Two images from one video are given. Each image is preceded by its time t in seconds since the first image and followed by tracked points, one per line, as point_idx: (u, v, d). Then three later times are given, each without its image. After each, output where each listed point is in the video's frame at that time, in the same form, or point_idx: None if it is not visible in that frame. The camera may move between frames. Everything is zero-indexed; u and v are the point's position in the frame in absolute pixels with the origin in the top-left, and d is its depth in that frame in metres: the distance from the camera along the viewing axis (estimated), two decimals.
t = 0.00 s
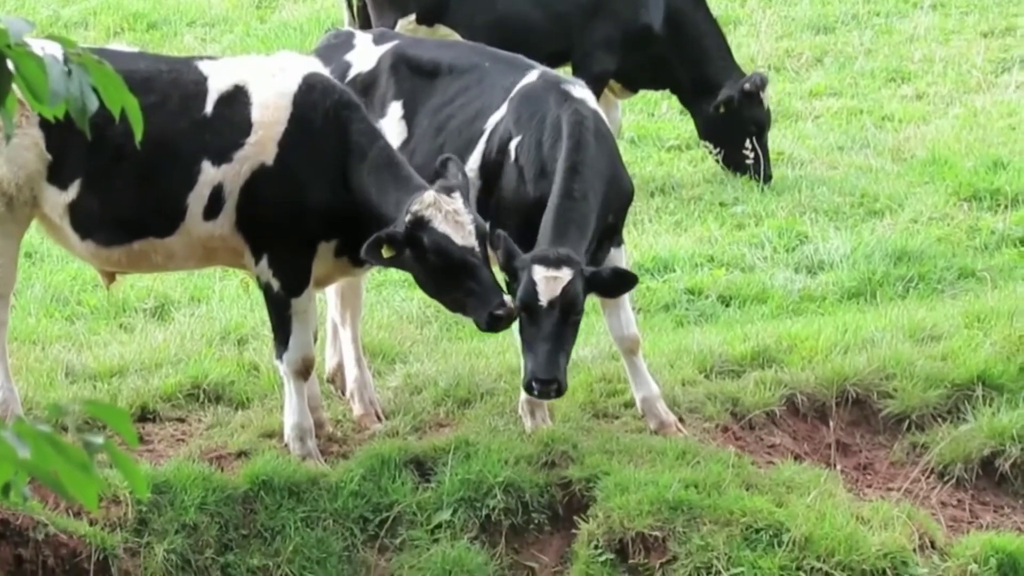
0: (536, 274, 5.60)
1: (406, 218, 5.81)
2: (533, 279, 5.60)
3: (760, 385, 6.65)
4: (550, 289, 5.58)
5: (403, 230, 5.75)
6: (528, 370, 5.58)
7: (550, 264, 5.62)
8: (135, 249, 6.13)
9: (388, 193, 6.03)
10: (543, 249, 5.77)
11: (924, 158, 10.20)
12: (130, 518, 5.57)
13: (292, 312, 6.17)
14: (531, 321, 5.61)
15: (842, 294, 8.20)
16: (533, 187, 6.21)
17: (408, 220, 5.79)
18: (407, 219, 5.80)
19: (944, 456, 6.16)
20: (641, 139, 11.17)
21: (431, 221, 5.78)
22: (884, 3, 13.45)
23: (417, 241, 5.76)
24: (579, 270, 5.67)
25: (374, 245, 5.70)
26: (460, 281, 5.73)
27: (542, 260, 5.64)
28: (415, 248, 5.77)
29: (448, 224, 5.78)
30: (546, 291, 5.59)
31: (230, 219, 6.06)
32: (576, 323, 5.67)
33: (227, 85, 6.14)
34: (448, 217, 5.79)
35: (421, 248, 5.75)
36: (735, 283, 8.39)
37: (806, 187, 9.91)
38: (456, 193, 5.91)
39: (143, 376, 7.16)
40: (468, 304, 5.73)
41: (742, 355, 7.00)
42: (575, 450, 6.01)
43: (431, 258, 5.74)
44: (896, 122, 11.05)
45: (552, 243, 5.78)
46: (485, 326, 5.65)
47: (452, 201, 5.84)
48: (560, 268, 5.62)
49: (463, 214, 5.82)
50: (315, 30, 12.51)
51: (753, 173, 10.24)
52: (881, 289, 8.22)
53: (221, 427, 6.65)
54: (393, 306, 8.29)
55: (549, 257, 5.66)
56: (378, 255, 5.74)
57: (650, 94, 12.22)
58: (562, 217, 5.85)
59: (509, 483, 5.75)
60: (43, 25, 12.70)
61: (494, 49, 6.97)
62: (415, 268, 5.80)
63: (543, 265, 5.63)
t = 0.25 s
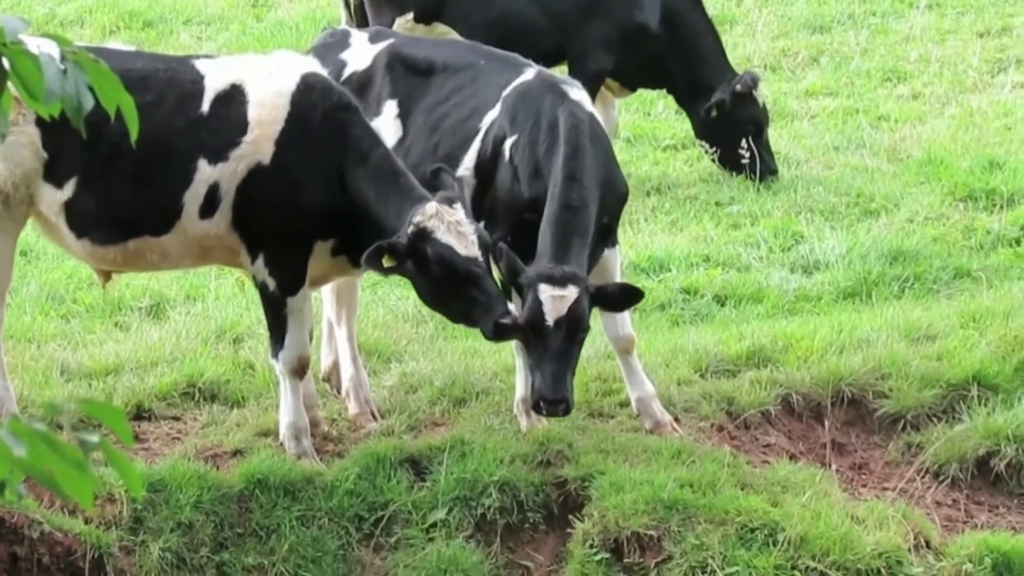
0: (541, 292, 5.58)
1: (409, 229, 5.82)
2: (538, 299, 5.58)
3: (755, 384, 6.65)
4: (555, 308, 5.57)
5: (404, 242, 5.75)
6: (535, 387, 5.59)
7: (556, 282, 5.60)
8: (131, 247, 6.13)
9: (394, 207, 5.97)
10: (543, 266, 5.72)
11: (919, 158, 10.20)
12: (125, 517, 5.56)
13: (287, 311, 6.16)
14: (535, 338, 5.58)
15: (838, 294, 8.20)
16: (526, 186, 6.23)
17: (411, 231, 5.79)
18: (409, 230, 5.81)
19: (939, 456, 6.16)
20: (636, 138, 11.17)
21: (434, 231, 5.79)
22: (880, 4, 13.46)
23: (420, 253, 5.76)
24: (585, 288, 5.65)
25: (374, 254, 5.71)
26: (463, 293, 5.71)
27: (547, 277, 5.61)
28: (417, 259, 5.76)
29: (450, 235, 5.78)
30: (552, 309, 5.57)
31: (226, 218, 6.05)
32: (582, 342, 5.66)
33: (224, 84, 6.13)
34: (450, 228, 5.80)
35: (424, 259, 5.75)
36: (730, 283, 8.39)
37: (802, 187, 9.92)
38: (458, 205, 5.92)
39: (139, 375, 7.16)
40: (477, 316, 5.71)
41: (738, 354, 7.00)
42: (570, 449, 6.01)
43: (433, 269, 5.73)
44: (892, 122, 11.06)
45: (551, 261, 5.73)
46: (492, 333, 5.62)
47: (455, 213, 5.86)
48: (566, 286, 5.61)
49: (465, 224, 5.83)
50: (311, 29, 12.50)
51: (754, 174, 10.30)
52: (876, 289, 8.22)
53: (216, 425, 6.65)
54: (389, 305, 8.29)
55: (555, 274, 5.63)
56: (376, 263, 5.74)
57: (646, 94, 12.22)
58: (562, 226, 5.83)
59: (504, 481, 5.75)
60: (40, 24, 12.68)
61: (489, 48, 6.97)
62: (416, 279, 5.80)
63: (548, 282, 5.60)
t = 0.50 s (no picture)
0: (550, 304, 5.62)
1: (416, 241, 5.84)
2: (548, 312, 5.62)
3: (750, 381, 6.65)
4: (565, 321, 5.61)
5: (409, 252, 5.79)
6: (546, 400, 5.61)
7: (564, 294, 5.65)
8: (126, 244, 6.11)
9: (398, 218, 6.06)
10: (551, 276, 5.77)
11: (914, 155, 10.20)
12: (120, 513, 5.55)
13: (282, 308, 6.15)
14: (545, 350, 5.64)
15: (832, 290, 8.20)
16: (520, 183, 6.19)
17: (418, 242, 5.82)
18: (417, 241, 5.83)
19: (934, 452, 6.16)
20: (631, 135, 11.17)
21: (441, 245, 5.80)
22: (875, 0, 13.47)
23: (425, 265, 5.79)
24: (593, 300, 5.68)
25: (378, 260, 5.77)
26: (466, 306, 5.75)
27: (557, 290, 5.65)
28: (422, 272, 5.80)
29: (456, 251, 5.79)
30: (562, 323, 5.61)
31: (221, 215, 6.03)
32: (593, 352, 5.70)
33: (219, 81, 6.11)
34: (457, 242, 5.81)
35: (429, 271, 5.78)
36: (725, 279, 8.39)
37: (797, 183, 9.92)
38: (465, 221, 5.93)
39: (133, 371, 7.14)
40: (477, 331, 5.73)
41: (732, 351, 7.00)
42: (565, 446, 6.00)
43: (439, 282, 5.77)
44: (886, 118, 11.06)
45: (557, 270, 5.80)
46: (485, 353, 5.68)
47: (462, 228, 5.88)
48: (575, 299, 5.65)
49: (471, 240, 5.84)
50: (306, 25, 12.49)
51: (747, 168, 10.22)
52: (871, 285, 8.22)
53: (211, 422, 6.64)
54: (384, 301, 8.28)
55: (564, 287, 5.68)
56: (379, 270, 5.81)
57: (642, 90, 12.22)
58: (566, 233, 5.85)
59: (498, 478, 5.75)
60: (34, 20, 12.66)
61: (483, 44, 6.96)
62: (417, 289, 5.83)
63: (556, 295, 5.65)
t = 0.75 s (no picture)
0: (557, 306, 5.62)
1: (424, 245, 5.86)
2: (554, 314, 5.62)
3: (746, 379, 6.65)
4: (571, 322, 5.61)
5: (416, 256, 5.83)
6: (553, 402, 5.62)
7: (571, 296, 5.64)
8: (124, 241, 6.10)
9: (403, 223, 6.07)
10: (555, 279, 5.77)
11: (911, 153, 10.21)
12: (117, 510, 5.55)
13: (279, 305, 6.14)
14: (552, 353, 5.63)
15: (829, 288, 8.20)
16: (515, 179, 6.18)
17: (425, 247, 5.84)
18: (425, 246, 5.85)
19: (930, 451, 6.16)
20: (628, 133, 11.17)
21: (448, 251, 5.83)
22: None
23: (432, 270, 5.82)
24: (599, 301, 5.67)
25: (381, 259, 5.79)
26: (472, 311, 5.78)
27: (562, 291, 5.65)
28: (429, 278, 5.83)
29: (463, 256, 5.82)
30: (569, 324, 5.61)
31: (219, 213, 6.02)
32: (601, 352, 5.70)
33: (218, 79, 6.09)
34: (463, 248, 5.84)
35: (437, 276, 5.81)
36: (721, 277, 8.39)
37: (794, 181, 9.92)
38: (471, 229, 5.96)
39: (130, 368, 7.14)
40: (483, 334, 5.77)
41: (729, 349, 7.00)
42: (561, 443, 6.00)
43: (449, 286, 5.80)
44: (883, 117, 11.06)
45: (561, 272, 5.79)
46: (490, 360, 5.74)
47: (468, 234, 5.90)
48: (581, 300, 5.64)
49: (477, 246, 5.86)
50: (302, 22, 12.47)
51: (744, 167, 10.20)
52: (868, 284, 8.23)
53: (207, 418, 6.63)
54: (380, 299, 8.28)
55: (569, 289, 5.67)
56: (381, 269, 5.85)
57: (639, 88, 12.22)
58: (569, 235, 5.85)
59: (495, 476, 5.75)
60: (31, 16, 12.64)
61: (479, 41, 6.97)
62: (422, 293, 5.86)
63: (562, 297, 5.64)
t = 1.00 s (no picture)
0: (564, 312, 5.64)
1: (424, 243, 5.86)
2: (561, 319, 5.65)
3: (743, 376, 6.65)
4: (579, 327, 5.64)
5: (416, 254, 5.85)
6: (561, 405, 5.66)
7: (578, 301, 5.67)
8: (122, 239, 6.08)
9: (405, 222, 6.05)
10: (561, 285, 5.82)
11: (907, 150, 10.21)
12: (113, 506, 5.55)
13: (277, 302, 6.13)
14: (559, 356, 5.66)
15: (825, 285, 8.20)
16: (512, 176, 6.17)
17: (425, 245, 5.84)
18: (425, 244, 5.84)
19: (927, 447, 6.16)
20: (625, 130, 11.18)
21: (448, 247, 5.83)
22: None
23: (434, 268, 5.82)
24: (606, 306, 5.70)
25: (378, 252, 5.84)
26: (474, 307, 5.78)
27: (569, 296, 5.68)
28: (431, 275, 5.83)
29: (464, 251, 5.81)
30: (577, 330, 5.65)
31: (218, 209, 6.01)
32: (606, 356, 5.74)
33: (217, 77, 6.08)
34: (464, 243, 5.83)
35: (438, 274, 5.81)
36: (718, 274, 8.39)
37: (790, 178, 9.92)
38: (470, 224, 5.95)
39: (126, 365, 7.14)
40: (490, 333, 5.76)
41: (725, 346, 7.00)
42: (558, 440, 6.01)
43: (452, 282, 5.79)
44: (880, 114, 11.06)
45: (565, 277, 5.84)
46: (502, 351, 5.72)
47: (468, 229, 5.89)
48: (588, 305, 5.67)
49: (478, 240, 5.85)
50: (299, 19, 12.47)
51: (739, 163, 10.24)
52: (864, 281, 8.23)
53: (204, 416, 6.63)
54: (377, 295, 8.28)
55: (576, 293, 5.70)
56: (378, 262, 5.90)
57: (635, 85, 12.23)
58: (570, 237, 5.88)
59: (492, 472, 5.76)
60: (27, 14, 12.64)
61: (475, 36, 6.96)
62: (424, 291, 5.87)
63: (570, 302, 5.67)
